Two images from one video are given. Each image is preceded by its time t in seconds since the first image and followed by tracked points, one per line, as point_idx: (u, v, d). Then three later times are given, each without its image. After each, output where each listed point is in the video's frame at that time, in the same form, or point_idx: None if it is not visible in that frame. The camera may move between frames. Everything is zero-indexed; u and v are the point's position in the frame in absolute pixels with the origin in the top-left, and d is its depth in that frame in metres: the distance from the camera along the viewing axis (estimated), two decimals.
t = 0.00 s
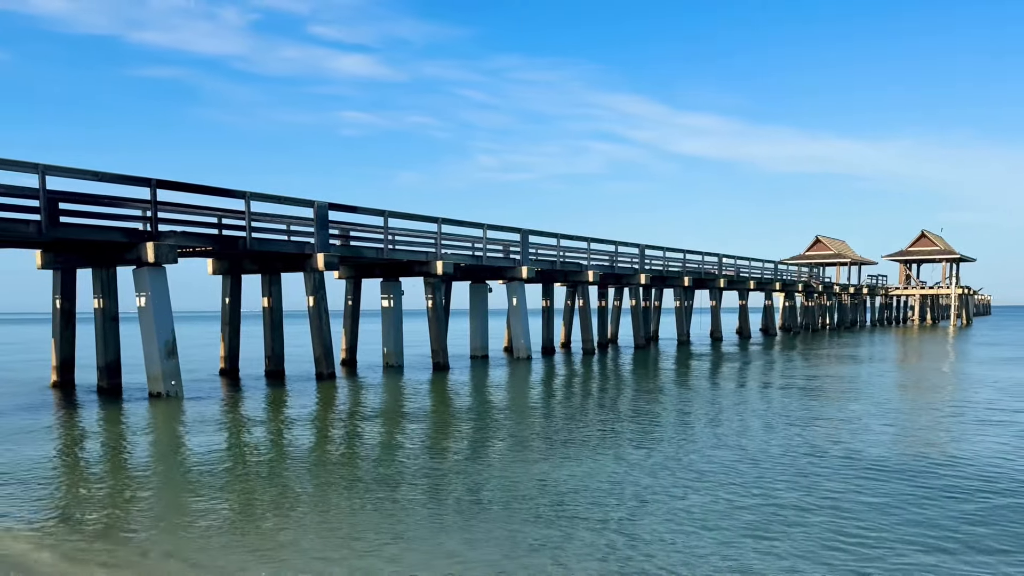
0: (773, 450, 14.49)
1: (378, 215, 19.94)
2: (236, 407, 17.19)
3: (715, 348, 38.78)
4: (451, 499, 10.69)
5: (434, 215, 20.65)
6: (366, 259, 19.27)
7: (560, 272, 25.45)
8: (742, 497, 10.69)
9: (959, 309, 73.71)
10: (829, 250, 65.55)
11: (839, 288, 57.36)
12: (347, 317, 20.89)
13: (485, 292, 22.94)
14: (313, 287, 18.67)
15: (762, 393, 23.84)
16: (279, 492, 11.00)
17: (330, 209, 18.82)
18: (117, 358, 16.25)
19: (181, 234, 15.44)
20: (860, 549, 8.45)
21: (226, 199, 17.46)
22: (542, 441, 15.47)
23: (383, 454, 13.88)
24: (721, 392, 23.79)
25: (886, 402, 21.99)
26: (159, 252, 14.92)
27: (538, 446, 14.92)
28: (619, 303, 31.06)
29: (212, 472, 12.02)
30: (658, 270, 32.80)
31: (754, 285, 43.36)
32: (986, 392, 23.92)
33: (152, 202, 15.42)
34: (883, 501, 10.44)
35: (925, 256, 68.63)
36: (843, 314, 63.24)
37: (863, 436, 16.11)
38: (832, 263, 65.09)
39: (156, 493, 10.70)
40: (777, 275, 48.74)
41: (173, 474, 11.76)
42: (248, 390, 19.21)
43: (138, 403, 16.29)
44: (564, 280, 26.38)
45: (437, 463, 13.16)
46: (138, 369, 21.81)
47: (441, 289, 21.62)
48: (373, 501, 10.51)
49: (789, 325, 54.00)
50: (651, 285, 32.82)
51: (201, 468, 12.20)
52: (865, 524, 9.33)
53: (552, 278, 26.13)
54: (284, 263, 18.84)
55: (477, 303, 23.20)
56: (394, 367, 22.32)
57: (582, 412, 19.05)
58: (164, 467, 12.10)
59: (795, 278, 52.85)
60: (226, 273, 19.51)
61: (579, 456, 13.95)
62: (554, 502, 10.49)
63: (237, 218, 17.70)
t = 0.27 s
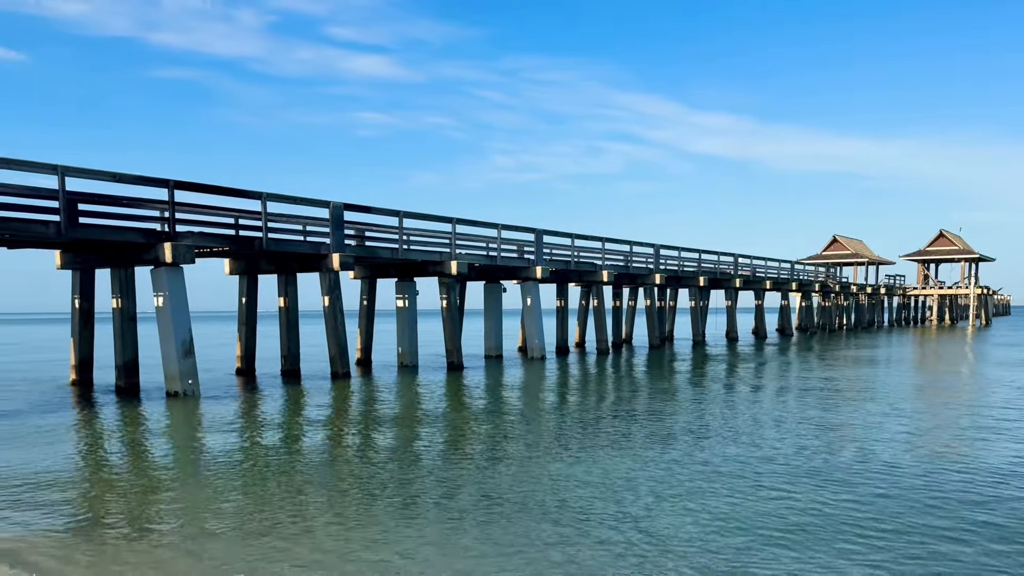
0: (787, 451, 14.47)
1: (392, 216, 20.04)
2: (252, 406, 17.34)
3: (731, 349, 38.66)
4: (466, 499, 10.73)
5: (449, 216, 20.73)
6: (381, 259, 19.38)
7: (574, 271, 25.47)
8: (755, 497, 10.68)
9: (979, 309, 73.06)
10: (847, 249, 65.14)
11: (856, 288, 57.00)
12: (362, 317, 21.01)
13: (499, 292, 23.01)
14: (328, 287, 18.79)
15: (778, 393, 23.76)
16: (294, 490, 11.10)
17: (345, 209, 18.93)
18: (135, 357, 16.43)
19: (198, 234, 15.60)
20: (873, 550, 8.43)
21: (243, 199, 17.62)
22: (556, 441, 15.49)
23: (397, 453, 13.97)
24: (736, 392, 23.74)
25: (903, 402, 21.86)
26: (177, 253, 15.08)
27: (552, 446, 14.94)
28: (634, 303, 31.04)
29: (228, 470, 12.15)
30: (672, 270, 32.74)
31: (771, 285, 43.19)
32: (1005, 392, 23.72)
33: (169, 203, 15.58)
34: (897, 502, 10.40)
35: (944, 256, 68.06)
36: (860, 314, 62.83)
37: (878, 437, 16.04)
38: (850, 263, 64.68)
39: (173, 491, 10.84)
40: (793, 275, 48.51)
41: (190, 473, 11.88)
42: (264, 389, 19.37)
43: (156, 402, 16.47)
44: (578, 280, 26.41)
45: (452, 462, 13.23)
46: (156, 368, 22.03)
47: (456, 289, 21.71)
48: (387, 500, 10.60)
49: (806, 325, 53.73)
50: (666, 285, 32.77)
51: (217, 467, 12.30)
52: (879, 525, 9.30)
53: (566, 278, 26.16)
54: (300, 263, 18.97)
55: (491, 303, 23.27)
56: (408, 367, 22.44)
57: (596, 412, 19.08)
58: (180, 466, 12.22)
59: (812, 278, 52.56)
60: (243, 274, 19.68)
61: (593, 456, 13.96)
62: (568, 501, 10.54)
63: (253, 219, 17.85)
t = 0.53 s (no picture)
0: (802, 451, 14.44)
1: (407, 216, 20.14)
2: (268, 406, 17.48)
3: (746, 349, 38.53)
4: (481, 498, 10.75)
5: (463, 216, 20.81)
6: (396, 260, 19.48)
7: (588, 272, 25.49)
8: (769, 497, 10.68)
9: (998, 309, 72.44)
10: (864, 249, 64.75)
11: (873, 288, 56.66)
12: (377, 317, 21.13)
13: (514, 292, 23.07)
14: (343, 287, 18.91)
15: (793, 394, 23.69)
16: (310, 489, 11.20)
17: (360, 210, 19.04)
18: (153, 357, 16.61)
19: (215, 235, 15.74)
20: (888, 548, 8.40)
21: (259, 200, 17.77)
22: (571, 441, 15.49)
23: (412, 452, 14.05)
24: (751, 393, 23.69)
25: (920, 403, 21.74)
26: (194, 253, 15.23)
27: (567, 446, 14.97)
28: (648, 303, 31.02)
29: (244, 469, 12.27)
30: (687, 270, 32.69)
31: (786, 285, 43.01)
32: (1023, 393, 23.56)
33: (187, 204, 15.74)
34: (911, 501, 10.37)
35: (963, 256, 67.52)
36: (877, 314, 62.45)
37: (894, 437, 15.99)
38: (866, 263, 64.29)
39: (190, 489, 10.96)
40: (810, 275, 48.30)
41: (207, 471, 12.01)
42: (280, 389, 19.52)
43: (173, 401, 16.64)
44: (592, 280, 26.43)
45: (466, 462, 13.30)
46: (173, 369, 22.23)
47: (470, 289, 21.79)
48: (403, 499, 10.68)
49: (822, 325, 53.46)
50: (680, 285, 32.73)
51: (233, 466, 12.42)
52: (893, 524, 9.28)
53: (580, 278, 26.18)
54: (315, 263, 19.09)
55: (505, 303, 23.33)
56: (423, 366, 22.54)
57: (610, 412, 19.10)
58: (198, 465, 12.35)
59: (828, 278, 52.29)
60: (259, 274, 19.84)
61: (608, 456, 13.97)
62: (582, 500, 10.58)
63: (269, 220, 18.00)
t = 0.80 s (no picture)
0: (815, 452, 14.41)
1: (420, 217, 20.22)
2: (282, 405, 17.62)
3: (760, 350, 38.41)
4: (494, 498, 10.78)
5: (476, 217, 20.88)
6: (409, 260, 19.57)
7: (602, 272, 25.51)
8: (780, 497, 10.68)
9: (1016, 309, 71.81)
10: (880, 249, 64.35)
11: (889, 288, 56.31)
12: (391, 317, 21.23)
13: (526, 293, 23.12)
14: (357, 287, 19.01)
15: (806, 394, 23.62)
16: (324, 488, 11.29)
17: (373, 211, 19.14)
18: (169, 358, 16.79)
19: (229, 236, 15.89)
20: (897, 550, 8.39)
21: (274, 202, 17.90)
22: (584, 442, 15.51)
23: (425, 453, 14.12)
24: (764, 393, 23.64)
25: (935, 404, 21.62)
26: (209, 254, 15.37)
27: (578, 446, 14.98)
28: (662, 303, 30.98)
29: (258, 468, 12.39)
30: (701, 270, 32.63)
31: (801, 285, 42.82)
32: None
33: (202, 205, 15.89)
34: (923, 502, 10.34)
35: (980, 255, 66.98)
36: (893, 314, 62.06)
37: (908, 438, 15.92)
38: (883, 263, 63.89)
39: (205, 488, 11.09)
40: (825, 275, 48.06)
41: (221, 471, 12.12)
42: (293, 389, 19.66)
43: (188, 401, 16.80)
44: (605, 280, 26.44)
45: (480, 462, 13.37)
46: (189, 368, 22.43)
47: (483, 290, 21.85)
48: (416, 499, 10.76)
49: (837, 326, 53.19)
50: (694, 285, 32.68)
51: (247, 465, 12.54)
52: (904, 525, 9.26)
53: (593, 278, 26.20)
54: (329, 264, 19.21)
55: (518, 304, 23.39)
56: (435, 367, 22.64)
57: (623, 413, 19.13)
58: (212, 464, 12.47)
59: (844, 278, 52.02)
60: (274, 275, 19.98)
61: (621, 456, 13.98)
62: (594, 500, 10.61)
63: (284, 221, 18.13)
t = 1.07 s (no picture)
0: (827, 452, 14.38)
1: (431, 217, 20.28)
2: (293, 404, 17.73)
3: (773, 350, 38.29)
4: (503, 498, 10.84)
5: (486, 217, 20.91)
6: (419, 261, 19.63)
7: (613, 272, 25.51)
8: (789, 498, 10.65)
9: None
10: (895, 249, 63.96)
11: (904, 288, 55.96)
12: (402, 317, 21.29)
13: (537, 292, 23.15)
14: (367, 287, 19.08)
15: (818, 395, 23.54)
16: (333, 487, 11.36)
17: (384, 211, 19.21)
18: (181, 357, 16.94)
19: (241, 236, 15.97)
20: (905, 552, 8.36)
21: (285, 202, 18.00)
22: (594, 442, 15.50)
23: (436, 452, 14.17)
24: (774, 394, 23.59)
25: (949, 404, 21.50)
26: (221, 254, 15.47)
27: (589, 447, 14.97)
28: (673, 303, 30.93)
29: (270, 466, 12.48)
30: (713, 270, 32.55)
31: (815, 285, 42.63)
32: None
33: (213, 206, 16.00)
34: (933, 504, 10.29)
35: (997, 255, 66.46)
36: (908, 315, 61.67)
37: (920, 439, 15.83)
38: (898, 263, 63.50)
39: (216, 486, 11.19)
40: (839, 275, 47.83)
41: (231, 469, 12.20)
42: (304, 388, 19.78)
43: (200, 400, 16.95)
44: (617, 280, 26.44)
45: (490, 462, 13.42)
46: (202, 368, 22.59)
47: (493, 289, 21.89)
48: (426, 497, 10.83)
49: (851, 326, 52.93)
50: (706, 285, 32.61)
51: (258, 464, 12.60)
52: (913, 527, 9.22)
53: (605, 278, 26.21)
54: (339, 264, 19.29)
55: (529, 303, 23.42)
56: (446, 366, 22.73)
57: (633, 413, 19.14)
58: (223, 463, 12.56)
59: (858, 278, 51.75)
60: (285, 275, 20.10)
61: (632, 457, 13.96)
62: (604, 499, 10.63)
63: (295, 221, 18.21)
